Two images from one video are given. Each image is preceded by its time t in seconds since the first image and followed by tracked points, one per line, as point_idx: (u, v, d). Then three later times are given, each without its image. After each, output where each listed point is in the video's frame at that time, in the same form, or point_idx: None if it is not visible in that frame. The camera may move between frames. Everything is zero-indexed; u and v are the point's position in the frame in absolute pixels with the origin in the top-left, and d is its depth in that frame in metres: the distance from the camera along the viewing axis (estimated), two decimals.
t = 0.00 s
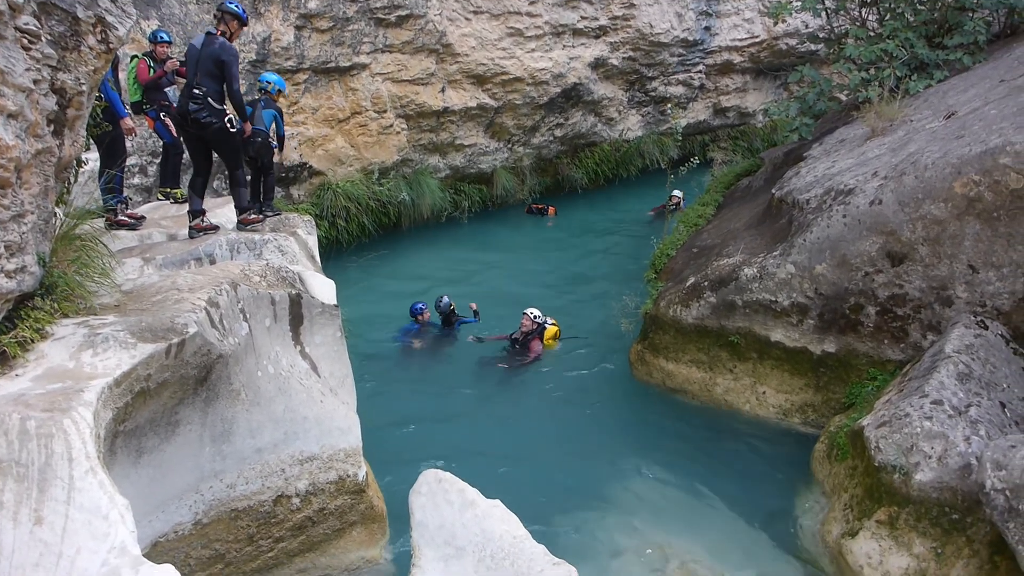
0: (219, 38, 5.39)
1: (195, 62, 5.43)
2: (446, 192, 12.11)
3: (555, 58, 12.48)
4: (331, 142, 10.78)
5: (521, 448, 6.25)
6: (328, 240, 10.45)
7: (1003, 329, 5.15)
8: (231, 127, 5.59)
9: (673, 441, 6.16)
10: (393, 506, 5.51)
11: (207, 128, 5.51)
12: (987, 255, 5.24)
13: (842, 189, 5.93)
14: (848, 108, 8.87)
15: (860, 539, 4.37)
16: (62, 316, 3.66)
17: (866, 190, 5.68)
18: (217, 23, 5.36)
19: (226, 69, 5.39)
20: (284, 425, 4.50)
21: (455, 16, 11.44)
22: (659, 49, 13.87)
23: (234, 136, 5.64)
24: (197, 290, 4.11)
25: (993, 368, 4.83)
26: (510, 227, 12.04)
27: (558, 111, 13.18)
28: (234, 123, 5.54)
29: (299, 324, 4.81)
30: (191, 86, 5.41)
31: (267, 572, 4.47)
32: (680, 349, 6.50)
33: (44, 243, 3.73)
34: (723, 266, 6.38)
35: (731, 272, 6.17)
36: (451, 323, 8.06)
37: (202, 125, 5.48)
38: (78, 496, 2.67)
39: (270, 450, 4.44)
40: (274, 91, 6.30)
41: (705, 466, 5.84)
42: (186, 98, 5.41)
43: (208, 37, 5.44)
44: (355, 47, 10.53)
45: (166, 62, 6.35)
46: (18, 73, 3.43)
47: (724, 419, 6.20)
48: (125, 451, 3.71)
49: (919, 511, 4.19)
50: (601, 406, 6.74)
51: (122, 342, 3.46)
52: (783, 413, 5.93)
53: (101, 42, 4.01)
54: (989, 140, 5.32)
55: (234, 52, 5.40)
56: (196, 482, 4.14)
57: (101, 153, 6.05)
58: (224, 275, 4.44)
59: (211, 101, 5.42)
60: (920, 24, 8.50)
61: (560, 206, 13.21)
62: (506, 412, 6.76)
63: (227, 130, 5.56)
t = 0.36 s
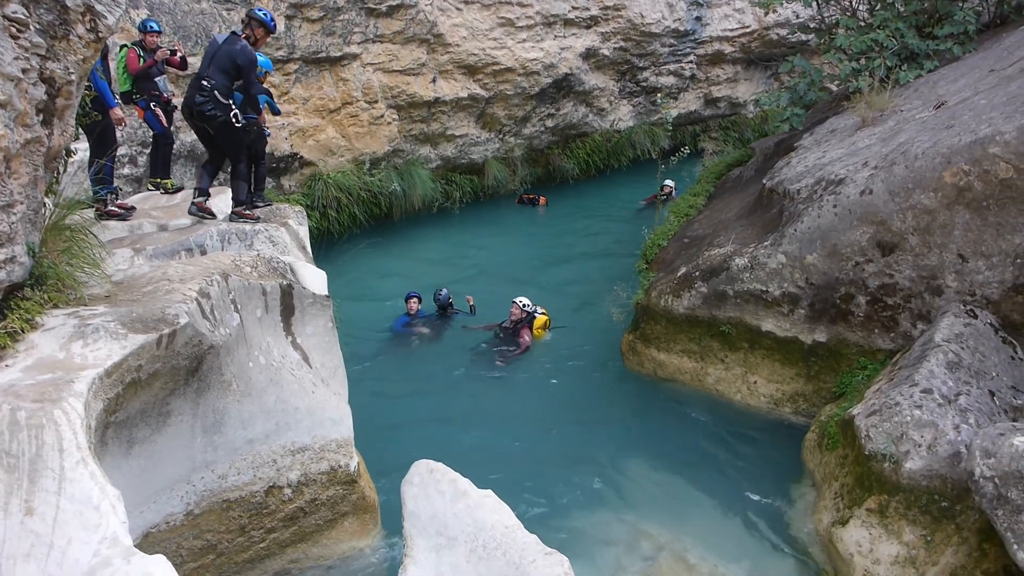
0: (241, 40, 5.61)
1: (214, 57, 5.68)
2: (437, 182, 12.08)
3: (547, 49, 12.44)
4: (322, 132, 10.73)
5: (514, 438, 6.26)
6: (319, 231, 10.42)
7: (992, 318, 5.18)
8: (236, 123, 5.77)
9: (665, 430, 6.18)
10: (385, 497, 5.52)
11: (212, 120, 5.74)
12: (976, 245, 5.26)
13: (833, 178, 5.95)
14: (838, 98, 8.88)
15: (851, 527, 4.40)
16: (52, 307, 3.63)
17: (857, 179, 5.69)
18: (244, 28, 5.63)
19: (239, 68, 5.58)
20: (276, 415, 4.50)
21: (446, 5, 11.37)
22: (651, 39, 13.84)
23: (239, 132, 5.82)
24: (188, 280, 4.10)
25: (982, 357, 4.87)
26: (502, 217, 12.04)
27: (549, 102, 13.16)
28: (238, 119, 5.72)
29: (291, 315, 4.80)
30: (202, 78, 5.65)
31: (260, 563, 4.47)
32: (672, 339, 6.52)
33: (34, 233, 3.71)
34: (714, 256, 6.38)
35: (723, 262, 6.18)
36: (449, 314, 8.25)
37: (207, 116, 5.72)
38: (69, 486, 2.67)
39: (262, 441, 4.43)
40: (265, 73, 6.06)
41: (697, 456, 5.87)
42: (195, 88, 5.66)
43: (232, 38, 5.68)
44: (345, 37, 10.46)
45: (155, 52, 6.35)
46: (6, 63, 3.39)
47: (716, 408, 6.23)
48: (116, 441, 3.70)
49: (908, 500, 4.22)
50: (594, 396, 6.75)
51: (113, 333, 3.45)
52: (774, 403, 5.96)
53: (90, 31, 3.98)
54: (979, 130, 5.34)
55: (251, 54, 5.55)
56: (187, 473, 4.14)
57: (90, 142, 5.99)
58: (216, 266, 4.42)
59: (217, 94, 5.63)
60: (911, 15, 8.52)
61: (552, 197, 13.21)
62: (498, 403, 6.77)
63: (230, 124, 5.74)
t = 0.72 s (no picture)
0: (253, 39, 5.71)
1: (223, 51, 5.71)
2: (431, 176, 12.07)
3: (540, 42, 12.41)
4: (316, 126, 10.69)
5: (508, 432, 6.27)
6: (313, 225, 10.40)
7: (984, 311, 5.20)
8: (237, 116, 5.76)
9: (659, 424, 6.20)
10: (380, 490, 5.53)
11: (212, 110, 5.69)
12: (969, 238, 5.27)
13: (826, 172, 5.96)
14: (832, 92, 8.89)
15: (844, 520, 4.43)
16: (45, 299, 3.62)
17: (850, 173, 5.70)
18: (257, 30, 5.73)
19: (249, 65, 5.65)
20: (270, 409, 4.50)
21: None
22: (645, 33, 13.83)
23: (238, 126, 5.81)
24: (181, 274, 4.08)
25: (974, 350, 4.89)
26: (496, 210, 12.03)
27: (543, 95, 13.14)
28: (239, 113, 5.71)
29: (285, 309, 4.80)
30: (207, 69, 5.63)
31: (254, 556, 4.47)
32: (665, 333, 6.53)
33: (26, 226, 3.69)
34: (708, 250, 6.39)
35: (716, 255, 6.18)
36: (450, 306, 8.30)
37: (208, 106, 5.67)
38: (63, 480, 2.66)
39: (256, 434, 4.42)
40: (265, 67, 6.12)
41: (690, 449, 5.89)
42: (199, 77, 5.62)
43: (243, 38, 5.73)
44: (339, 30, 10.43)
45: (149, 44, 6.34)
46: None
47: (709, 401, 6.25)
48: (109, 435, 3.70)
49: (901, 492, 4.25)
50: (588, 390, 6.76)
51: (106, 326, 3.44)
52: (768, 396, 5.98)
53: (82, 23, 3.96)
54: (972, 123, 5.35)
55: (261, 55, 5.70)
56: (181, 466, 4.13)
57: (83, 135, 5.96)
58: (209, 259, 4.41)
59: (221, 85, 5.61)
60: (904, 8, 8.53)
61: (546, 191, 13.21)
62: (492, 396, 6.78)
63: (230, 117, 5.71)
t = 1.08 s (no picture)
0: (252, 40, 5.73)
1: (222, 51, 5.71)
2: (428, 178, 12.07)
3: (538, 46, 12.43)
4: (313, 127, 10.69)
5: (503, 435, 6.26)
6: (309, 227, 10.41)
7: (978, 318, 5.23)
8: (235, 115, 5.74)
9: (654, 427, 6.21)
10: (375, 493, 5.52)
11: (210, 109, 5.66)
12: (964, 244, 5.29)
13: (822, 177, 5.97)
14: (828, 98, 8.92)
15: (838, 525, 4.44)
16: (40, 300, 3.61)
17: (846, 178, 5.71)
18: (256, 33, 5.75)
19: (249, 64, 5.65)
20: (265, 411, 4.49)
21: (438, 1, 11.33)
22: (642, 37, 13.85)
23: (236, 126, 5.79)
24: (177, 275, 4.08)
25: (969, 356, 4.90)
26: (493, 213, 12.04)
27: (540, 99, 13.15)
28: (237, 112, 5.69)
29: (280, 311, 4.80)
30: (206, 68, 5.60)
31: (248, 558, 4.47)
32: (661, 337, 6.54)
33: (21, 226, 3.69)
34: (704, 255, 6.38)
35: (712, 260, 6.18)
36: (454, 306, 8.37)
37: (206, 104, 5.64)
38: (57, 481, 2.65)
39: (251, 436, 4.42)
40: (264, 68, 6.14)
41: (685, 453, 5.90)
42: (198, 76, 5.59)
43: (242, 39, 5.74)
44: (337, 32, 10.43)
45: (146, 45, 6.31)
46: None
47: (705, 406, 6.26)
48: (104, 436, 3.69)
49: (895, 497, 4.27)
50: (583, 393, 6.77)
51: (101, 327, 3.43)
52: (762, 400, 6.00)
53: (80, 23, 3.95)
54: (967, 130, 5.37)
55: (261, 56, 5.72)
56: (176, 468, 4.12)
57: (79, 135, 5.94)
58: (205, 260, 4.40)
59: (220, 84, 5.59)
60: (901, 16, 8.59)
61: (543, 194, 13.22)
62: (487, 399, 6.77)
63: (229, 116, 5.69)
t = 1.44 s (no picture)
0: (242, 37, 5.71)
1: (212, 47, 5.68)
2: (421, 175, 12.06)
3: (531, 43, 12.42)
4: (306, 125, 10.66)
5: (497, 431, 6.28)
6: (302, 224, 10.39)
7: (970, 313, 5.26)
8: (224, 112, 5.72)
9: (647, 423, 6.23)
10: (369, 490, 5.52)
11: (200, 105, 5.64)
12: (955, 240, 5.31)
13: (815, 174, 5.99)
14: (821, 94, 8.94)
15: (830, 520, 4.46)
16: (32, 298, 3.59)
17: (838, 174, 5.73)
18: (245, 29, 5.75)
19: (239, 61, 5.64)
20: (259, 408, 4.48)
21: None
22: (635, 34, 13.86)
23: (226, 123, 5.76)
24: (170, 272, 4.06)
25: (960, 351, 4.93)
26: (486, 210, 12.05)
27: (533, 96, 13.15)
28: (227, 108, 5.67)
29: (273, 308, 4.80)
30: (195, 65, 5.59)
31: (242, 555, 4.46)
32: (655, 333, 6.56)
33: (13, 224, 3.67)
34: (697, 251, 6.40)
35: (705, 256, 6.19)
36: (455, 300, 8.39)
37: (195, 100, 5.61)
38: (50, 479, 2.64)
39: (245, 434, 4.41)
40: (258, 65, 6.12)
41: (679, 448, 5.92)
42: (187, 73, 5.58)
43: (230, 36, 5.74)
44: (329, 29, 10.40)
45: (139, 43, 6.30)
46: None
47: (698, 402, 6.28)
48: (97, 434, 3.68)
49: (887, 492, 4.30)
50: (576, 389, 6.78)
51: (94, 325, 3.42)
52: (755, 396, 6.02)
53: (71, 21, 3.93)
54: (959, 126, 5.39)
55: (251, 54, 5.72)
56: (169, 466, 4.11)
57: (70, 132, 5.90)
58: (198, 258, 4.39)
59: (210, 80, 5.57)
60: (892, 11, 8.61)
61: (536, 191, 13.23)
62: (481, 396, 6.78)
63: (218, 112, 5.67)
